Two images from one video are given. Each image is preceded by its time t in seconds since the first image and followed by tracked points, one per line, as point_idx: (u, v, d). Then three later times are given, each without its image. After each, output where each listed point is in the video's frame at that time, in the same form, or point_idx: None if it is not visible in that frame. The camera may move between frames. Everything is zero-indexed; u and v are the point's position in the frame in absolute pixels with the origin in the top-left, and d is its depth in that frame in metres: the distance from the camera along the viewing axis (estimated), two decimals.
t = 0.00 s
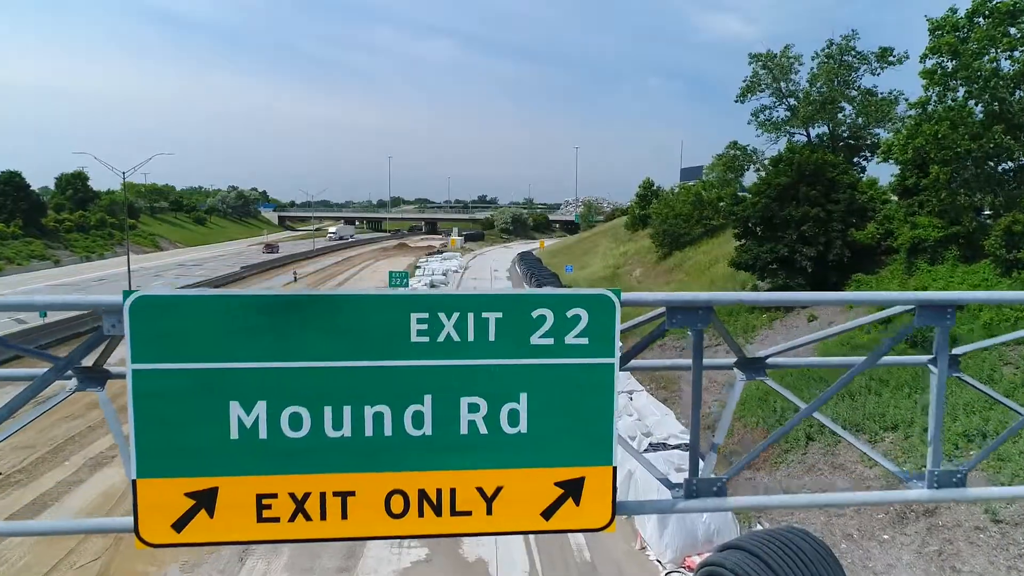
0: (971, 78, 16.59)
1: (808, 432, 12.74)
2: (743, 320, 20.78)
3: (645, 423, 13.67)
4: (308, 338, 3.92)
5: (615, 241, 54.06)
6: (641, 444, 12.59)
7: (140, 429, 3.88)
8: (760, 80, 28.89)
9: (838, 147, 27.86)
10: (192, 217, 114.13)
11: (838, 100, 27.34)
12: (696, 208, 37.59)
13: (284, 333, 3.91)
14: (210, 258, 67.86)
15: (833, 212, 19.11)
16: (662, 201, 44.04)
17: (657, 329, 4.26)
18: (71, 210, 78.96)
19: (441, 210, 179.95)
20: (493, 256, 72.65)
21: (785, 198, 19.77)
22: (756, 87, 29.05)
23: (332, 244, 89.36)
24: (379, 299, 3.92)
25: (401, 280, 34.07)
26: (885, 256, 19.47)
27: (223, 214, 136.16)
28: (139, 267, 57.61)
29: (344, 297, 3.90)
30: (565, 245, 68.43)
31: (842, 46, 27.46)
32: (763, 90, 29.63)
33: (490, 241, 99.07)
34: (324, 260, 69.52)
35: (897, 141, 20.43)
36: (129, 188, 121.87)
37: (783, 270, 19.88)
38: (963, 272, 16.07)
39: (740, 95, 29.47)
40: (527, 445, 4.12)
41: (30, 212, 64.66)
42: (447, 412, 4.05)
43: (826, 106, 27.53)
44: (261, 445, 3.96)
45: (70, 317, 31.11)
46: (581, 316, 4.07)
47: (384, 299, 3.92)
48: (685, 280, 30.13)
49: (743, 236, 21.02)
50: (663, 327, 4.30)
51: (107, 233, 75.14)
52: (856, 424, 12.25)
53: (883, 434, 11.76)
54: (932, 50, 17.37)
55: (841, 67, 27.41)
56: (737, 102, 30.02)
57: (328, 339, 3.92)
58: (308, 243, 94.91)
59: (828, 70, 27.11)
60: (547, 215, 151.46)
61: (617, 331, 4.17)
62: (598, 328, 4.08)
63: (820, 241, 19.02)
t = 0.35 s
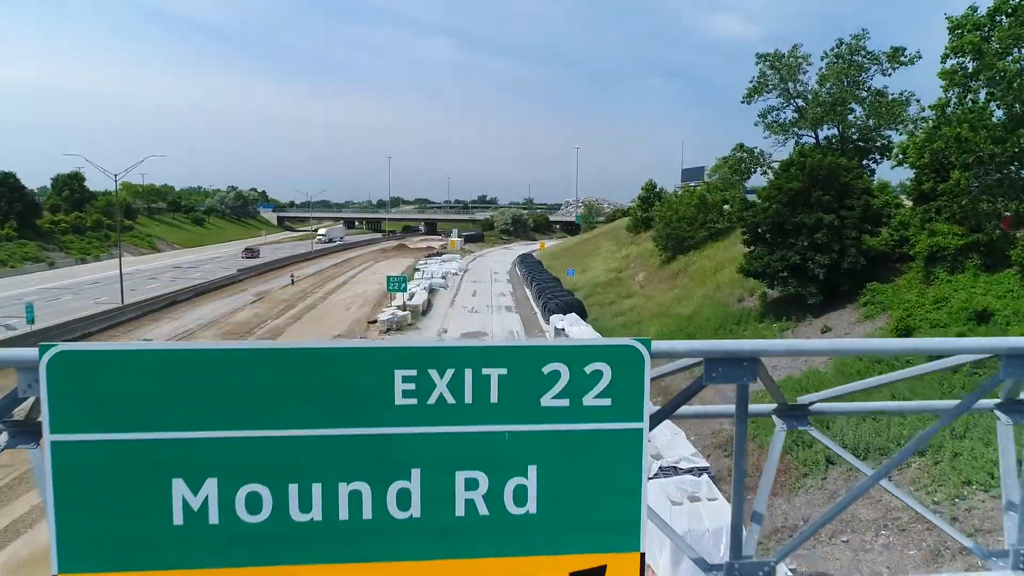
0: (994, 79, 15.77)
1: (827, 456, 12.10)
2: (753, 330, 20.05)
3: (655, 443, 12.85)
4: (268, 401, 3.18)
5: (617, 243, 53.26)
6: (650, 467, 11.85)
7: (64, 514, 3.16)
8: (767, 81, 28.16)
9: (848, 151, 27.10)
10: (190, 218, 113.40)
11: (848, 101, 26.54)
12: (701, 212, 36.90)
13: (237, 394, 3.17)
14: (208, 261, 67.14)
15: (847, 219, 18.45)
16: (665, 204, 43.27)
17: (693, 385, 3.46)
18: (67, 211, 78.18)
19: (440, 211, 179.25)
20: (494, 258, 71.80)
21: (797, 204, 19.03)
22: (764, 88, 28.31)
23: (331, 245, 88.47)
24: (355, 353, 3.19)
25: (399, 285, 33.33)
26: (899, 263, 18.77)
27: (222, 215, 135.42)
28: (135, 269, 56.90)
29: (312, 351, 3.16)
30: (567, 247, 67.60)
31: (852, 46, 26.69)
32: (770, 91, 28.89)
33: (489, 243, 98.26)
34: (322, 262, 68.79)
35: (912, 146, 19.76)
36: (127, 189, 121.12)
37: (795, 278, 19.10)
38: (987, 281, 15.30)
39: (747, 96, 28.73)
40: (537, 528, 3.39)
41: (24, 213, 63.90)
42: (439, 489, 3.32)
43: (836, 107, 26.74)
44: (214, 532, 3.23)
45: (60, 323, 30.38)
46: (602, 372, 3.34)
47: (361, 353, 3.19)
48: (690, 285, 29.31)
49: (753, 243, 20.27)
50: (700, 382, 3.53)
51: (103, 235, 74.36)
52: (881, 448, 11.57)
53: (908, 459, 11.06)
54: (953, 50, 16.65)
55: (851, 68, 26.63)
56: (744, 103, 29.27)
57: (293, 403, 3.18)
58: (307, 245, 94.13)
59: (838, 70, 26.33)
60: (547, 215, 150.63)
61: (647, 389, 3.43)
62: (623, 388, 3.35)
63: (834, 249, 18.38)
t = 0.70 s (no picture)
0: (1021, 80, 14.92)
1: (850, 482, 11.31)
2: (764, 340, 19.28)
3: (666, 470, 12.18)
4: (155, 520, 1.99)
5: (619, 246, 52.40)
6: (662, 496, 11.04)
7: None
8: (774, 82, 27.37)
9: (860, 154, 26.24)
10: (188, 219, 112.55)
11: (858, 103, 25.60)
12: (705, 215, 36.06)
13: (105, 513, 1.97)
14: (203, 263, 66.19)
15: (863, 226, 17.71)
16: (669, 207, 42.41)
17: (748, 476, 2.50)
18: (61, 212, 77.31)
19: (440, 212, 178.54)
20: (493, 260, 70.99)
21: (811, 210, 18.21)
22: (771, 88, 27.48)
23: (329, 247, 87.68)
24: (290, 444, 2.01)
25: (397, 289, 32.46)
26: (916, 272, 18.19)
27: (220, 215, 134.62)
28: (130, 272, 56.05)
29: (221, 442, 1.98)
30: (567, 250, 66.73)
31: (862, 46, 25.88)
32: (778, 92, 28.06)
33: (489, 244, 97.40)
34: (320, 264, 67.87)
35: (929, 149, 18.95)
36: (124, 189, 120.32)
37: (808, 288, 18.29)
38: (1011, 293, 14.61)
39: (754, 97, 27.89)
40: None
41: (17, 215, 62.98)
42: None
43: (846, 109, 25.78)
44: None
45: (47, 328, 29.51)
46: (629, 466, 2.21)
47: (298, 444, 2.01)
48: (695, 292, 28.46)
49: (763, 250, 19.48)
50: (755, 471, 2.54)
51: (99, 237, 73.61)
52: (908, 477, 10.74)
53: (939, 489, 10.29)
54: (976, 49, 15.82)
55: (861, 68, 25.78)
56: (751, 104, 28.42)
57: (192, 522, 1.99)
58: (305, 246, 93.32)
59: (849, 71, 25.44)
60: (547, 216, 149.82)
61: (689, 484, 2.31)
62: (660, 482, 2.21)
63: (848, 257, 17.63)
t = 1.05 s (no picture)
0: None
1: (878, 515, 10.28)
2: (776, 353, 18.42)
3: (676, 498, 11.26)
4: None
5: (620, 250, 51.53)
6: (673, 531, 10.27)
7: None
8: (783, 82, 26.53)
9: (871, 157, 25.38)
10: (186, 220, 111.77)
11: (870, 104, 24.71)
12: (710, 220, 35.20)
13: None
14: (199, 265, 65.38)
15: (881, 234, 16.76)
16: (673, 211, 41.53)
17: None
18: (57, 213, 76.58)
19: (440, 212, 177.70)
20: (492, 262, 70.12)
21: (826, 218, 17.40)
22: (780, 89, 26.61)
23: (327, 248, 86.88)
24: None
25: (394, 295, 31.56)
26: (937, 281, 17.39)
27: (219, 216, 133.89)
28: (125, 275, 55.21)
29: None
30: (568, 252, 65.89)
31: (875, 45, 25.02)
32: (786, 92, 27.21)
33: (489, 246, 96.53)
34: (318, 266, 67.05)
35: (950, 153, 18.11)
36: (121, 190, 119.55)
37: (823, 298, 17.47)
38: None
39: (762, 98, 27.05)
40: None
41: (12, 216, 62.24)
42: None
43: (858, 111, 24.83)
44: None
45: (33, 335, 28.64)
46: None
47: None
48: (701, 299, 27.59)
49: (775, 258, 18.65)
50: None
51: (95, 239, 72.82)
52: (944, 511, 9.70)
53: (980, 525, 9.17)
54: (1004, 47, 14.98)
55: (874, 68, 24.91)
56: (759, 105, 27.58)
57: None
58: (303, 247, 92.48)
59: (861, 71, 24.52)
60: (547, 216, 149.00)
61: None
62: None
63: (866, 266, 16.75)
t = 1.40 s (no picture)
0: None
1: (916, 556, 9.35)
2: (790, 367, 17.56)
3: (693, 534, 10.38)
4: None
5: (622, 252, 50.64)
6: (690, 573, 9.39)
7: None
8: (793, 82, 25.65)
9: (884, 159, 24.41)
10: (183, 220, 110.88)
11: (885, 104, 23.65)
12: (716, 223, 34.33)
13: None
14: (195, 267, 64.51)
15: (903, 241, 15.84)
16: (677, 213, 40.61)
17: None
18: (51, 214, 75.72)
19: (440, 212, 176.76)
20: (492, 264, 68.85)
21: (844, 224, 16.52)
22: (790, 88, 25.73)
23: (325, 250, 85.93)
24: None
25: (391, 301, 30.67)
26: (961, 291, 16.50)
27: (217, 217, 133.02)
28: (118, 278, 54.33)
29: None
30: (569, 254, 65.01)
31: (890, 43, 24.10)
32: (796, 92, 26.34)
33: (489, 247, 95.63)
34: (315, 268, 66.14)
35: (974, 156, 17.18)
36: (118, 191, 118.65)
37: (841, 309, 16.60)
38: None
39: (771, 98, 26.17)
40: None
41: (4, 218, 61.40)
42: None
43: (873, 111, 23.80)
44: None
45: (18, 343, 27.76)
46: None
47: None
48: (708, 306, 26.72)
49: (789, 267, 17.76)
50: None
51: (89, 240, 71.93)
52: (990, 551, 8.79)
53: None
54: None
55: (888, 67, 23.98)
56: (768, 106, 26.69)
57: None
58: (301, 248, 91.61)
59: (876, 70, 23.56)
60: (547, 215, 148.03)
61: None
62: None
63: (887, 275, 15.84)
